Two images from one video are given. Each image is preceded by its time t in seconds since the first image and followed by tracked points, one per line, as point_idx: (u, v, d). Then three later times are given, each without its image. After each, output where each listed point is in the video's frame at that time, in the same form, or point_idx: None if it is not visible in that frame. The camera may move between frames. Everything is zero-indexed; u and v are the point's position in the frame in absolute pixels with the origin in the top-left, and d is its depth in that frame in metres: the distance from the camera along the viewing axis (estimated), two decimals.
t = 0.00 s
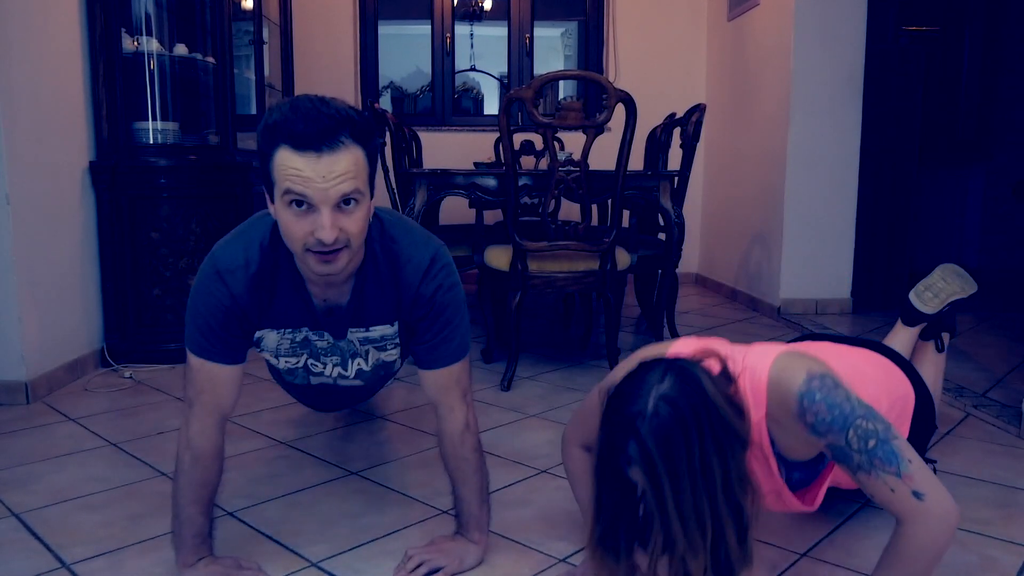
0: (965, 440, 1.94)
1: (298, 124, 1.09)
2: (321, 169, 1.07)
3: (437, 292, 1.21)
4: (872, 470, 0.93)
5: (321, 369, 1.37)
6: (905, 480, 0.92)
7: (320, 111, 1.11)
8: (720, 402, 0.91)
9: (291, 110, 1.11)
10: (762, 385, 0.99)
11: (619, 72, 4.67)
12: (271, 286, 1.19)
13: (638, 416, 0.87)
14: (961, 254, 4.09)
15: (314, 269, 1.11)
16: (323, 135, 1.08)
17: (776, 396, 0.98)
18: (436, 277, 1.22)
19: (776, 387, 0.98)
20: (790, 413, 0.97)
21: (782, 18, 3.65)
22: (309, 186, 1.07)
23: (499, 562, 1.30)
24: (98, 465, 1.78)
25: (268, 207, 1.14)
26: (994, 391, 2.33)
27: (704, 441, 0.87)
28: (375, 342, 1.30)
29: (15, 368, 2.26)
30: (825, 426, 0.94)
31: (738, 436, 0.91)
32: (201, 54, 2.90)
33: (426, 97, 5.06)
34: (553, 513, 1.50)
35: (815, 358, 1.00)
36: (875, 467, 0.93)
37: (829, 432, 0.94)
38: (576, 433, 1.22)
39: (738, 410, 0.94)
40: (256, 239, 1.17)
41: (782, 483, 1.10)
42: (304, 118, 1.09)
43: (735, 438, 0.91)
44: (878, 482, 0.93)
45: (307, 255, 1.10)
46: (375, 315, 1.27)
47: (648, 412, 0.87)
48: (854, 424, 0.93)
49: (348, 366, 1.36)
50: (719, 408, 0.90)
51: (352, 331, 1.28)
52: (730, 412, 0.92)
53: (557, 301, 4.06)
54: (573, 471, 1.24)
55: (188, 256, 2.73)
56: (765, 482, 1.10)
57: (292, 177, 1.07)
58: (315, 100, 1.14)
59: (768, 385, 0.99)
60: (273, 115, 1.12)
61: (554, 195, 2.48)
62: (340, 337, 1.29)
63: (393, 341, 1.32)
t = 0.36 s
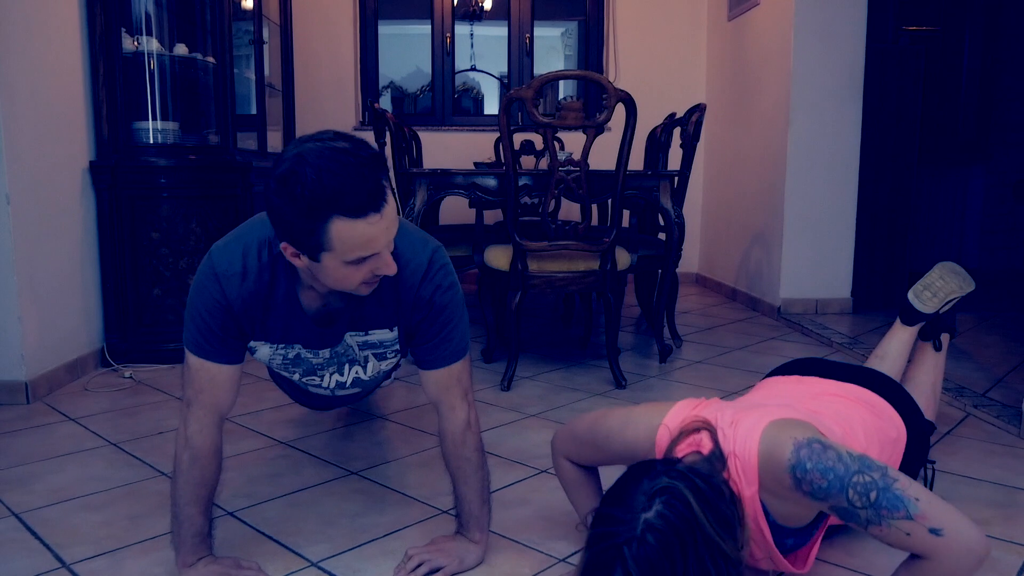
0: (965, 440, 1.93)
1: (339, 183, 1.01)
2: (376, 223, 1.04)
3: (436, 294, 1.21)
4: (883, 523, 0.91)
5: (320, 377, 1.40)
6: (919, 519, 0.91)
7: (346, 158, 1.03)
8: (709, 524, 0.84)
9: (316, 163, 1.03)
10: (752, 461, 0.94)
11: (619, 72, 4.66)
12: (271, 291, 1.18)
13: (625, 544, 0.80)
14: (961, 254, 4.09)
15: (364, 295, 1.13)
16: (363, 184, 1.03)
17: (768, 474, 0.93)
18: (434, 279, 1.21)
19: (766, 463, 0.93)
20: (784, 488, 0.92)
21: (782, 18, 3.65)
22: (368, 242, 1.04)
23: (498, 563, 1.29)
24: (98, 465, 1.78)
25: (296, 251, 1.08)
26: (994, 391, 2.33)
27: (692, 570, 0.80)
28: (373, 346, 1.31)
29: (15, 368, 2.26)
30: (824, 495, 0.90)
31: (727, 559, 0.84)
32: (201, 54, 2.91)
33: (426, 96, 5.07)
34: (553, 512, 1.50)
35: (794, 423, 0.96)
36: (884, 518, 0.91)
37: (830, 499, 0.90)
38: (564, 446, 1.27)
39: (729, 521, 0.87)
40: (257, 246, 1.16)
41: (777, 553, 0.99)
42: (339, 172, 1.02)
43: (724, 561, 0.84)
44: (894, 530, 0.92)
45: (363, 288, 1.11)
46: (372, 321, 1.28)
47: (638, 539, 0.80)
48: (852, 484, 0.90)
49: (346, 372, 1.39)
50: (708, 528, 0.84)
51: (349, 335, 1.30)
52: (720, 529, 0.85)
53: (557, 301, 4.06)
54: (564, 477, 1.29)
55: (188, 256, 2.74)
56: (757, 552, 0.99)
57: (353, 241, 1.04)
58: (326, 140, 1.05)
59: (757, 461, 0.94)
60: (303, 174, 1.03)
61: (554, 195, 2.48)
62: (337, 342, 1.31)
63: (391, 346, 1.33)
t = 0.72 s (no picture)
0: (965, 439, 1.94)
1: (336, 188, 1.01)
2: (372, 231, 1.04)
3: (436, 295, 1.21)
4: (887, 478, 0.91)
5: (321, 377, 1.41)
6: (921, 489, 0.90)
7: (346, 163, 1.04)
8: (735, 440, 0.84)
9: (315, 165, 1.03)
10: (779, 390, 0.96)
11: (619, 72, 4.67)
12: (270, 293, 1.18)
13: (658, 463, 0.81)
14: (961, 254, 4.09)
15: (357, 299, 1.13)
16: (362, 189, 1.03)
17: (791, 403, 0.95)
18: (434, 279, 1.21)
19: (793, 395, 0.95)
20: (803, 417, 0.95)
21: (782, 18, 3.65)
22: (363, 249, 1.04)
23: (498, 562, 1.30)
24: (98, 465, 1.78)
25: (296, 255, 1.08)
26: (994, 390, 2.33)
27: (720, 486, 0.82)
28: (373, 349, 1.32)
29: (15, 368, 2.26)
30: (841, 433, 0.92)
31: (750, 473, 0.86)
32: (201, 54, 2.91)
33: (426, 96, 5.07)
34: (552, 512, 1.50)
35: (832, 365, 0.98)
36: (889, 475, 0.91)
37: (845, 437, 0.92)
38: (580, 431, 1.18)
39: (752, 439, 0.88)
40: (257, 245, 1.16)
41: (784, 489, 1.06)
42: (338, 176, 1.02)
43: (747, 477, 0.85)
44: (894, 490, 0.91)
45: (356, 293, 1.11)
46: (373, 324, 1.29)
47: (668, 452, 0.81)
48: (873, 430, 0.91)
49: (346, 376, 1.41)
50: (735, 445, 0.84)
51: (350, 339, 1.31)
52: (745, 443, 0.86)
53: (557, 300, 4.07)
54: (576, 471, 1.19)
55: (188, 256, 2.74)
56: (766, 487, 1.07)
57: (347, 247, 1.03)
58: (327, 144, 1.06)
59: (786, 391, 0.96)
60: (302, 175, 1.03)
61: (554, 195, 2.48)
62: (336, 347, 1.32)
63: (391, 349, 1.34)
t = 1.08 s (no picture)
0: (965, 439, 1.93)
1: (329, 207, 1.00)
2: (368, 252, 1.02)
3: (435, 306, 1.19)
4: (862, 413, 0.96)
5: (319, 393, 1.40)
6: (881, 437, 0.95)
7: (340, 184, 1.03)
8: (775, 298, 0.91)
9: (308, 187, 1.02)
10: (813, 292, 0.98)
11: (619, 72, 4.67)
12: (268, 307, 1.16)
13: (699, 316, 0.88)
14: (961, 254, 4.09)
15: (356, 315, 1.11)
16: (355, 209, 1.01)
17: (826, 311, 0.97)
18: (432, 290, 1.19)
19: (830, 305, 0.97)
20: (827, 332, 0.97)
21: (782, 19, 3.65)
22: (357, 269, 1.02)
23: (498, 562, 1.30)
24: (98, 465, 1.78)
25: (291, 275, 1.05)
26: (994, 391, 2.33)
27: (761, 335, 0.88)
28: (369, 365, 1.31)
29: (15, 368, 2.26)
30: (854, 356, 0.96)
31: (793, 330, 0.92)
32: (201, 55, 2.91)
33: (426, 97, 5.06)
34: (552, 512, 1.50)
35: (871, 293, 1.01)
36: (865, 412, 0.96)
37: (854, 362, 0.96)
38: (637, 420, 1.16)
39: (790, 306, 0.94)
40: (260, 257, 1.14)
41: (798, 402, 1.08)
42: (332, 199, 1.01)
43: (789, 332, 0.91)
44: (859, 426, 0.96)
45: (355, 312, 1.09)
46: (371, 338, 1.28)
47: (709, 309, 0.88)
48: (879, 367, 0.96)
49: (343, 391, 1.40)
50: (776, 304, 0.90)
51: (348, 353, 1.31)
52: (786, 303, 0.92)
53: (557, 300, 4.07)
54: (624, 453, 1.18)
55: (188, 256, 2.74)
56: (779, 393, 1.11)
57: (344, 268, 1.02)
58: (321, 167, 1.04)
59: (821, 299, 0.98)
60: (295, 196, 1.01)
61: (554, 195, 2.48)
62: (334, 362, 1.32)
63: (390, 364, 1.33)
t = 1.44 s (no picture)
0: (965, 439, 1.93)
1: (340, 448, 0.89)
2: (381, 472, 0.94)
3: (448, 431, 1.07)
4: (860, 412, 0.97)
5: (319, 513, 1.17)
6: (878, 437, 0.96)
7: (345, 412, 0.91)
8: (767, 290, 0.92)
9: (313, 424, 0.89)
10: (811, 291, 0.98)
11: (619, 72, 4.67)
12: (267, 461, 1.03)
13: (692, 308, 0.88)
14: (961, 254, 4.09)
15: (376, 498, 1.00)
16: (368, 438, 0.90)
17: (828, 312, 0.97)
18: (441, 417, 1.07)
19: (832, 304, 0.97)
20: (828, 331, 0.97)
21: (782, 18, 3.65)
22: (370, 490, 0.95)
23: (498, 562, 1.29)
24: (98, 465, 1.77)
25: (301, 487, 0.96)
26: (994, 390, 2.33)
27: (753, 326, 0.89)
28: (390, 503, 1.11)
29: (15, 367, 2.26)
30: (854, 355, 0.96)
31: (784, 323, 0.93)
32: (201, 54, 2.91)
33: (426, 96, 5.07)
34: (553, 512, 1.50)
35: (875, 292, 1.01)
36: (863, 411, 0.97)
37: (853, 362, 0.96)
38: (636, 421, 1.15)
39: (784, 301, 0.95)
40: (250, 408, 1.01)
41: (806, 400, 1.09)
42: (336, 431, 0.89)
43: (781, 326, 0.92)
44: (856, 426, 0.97)
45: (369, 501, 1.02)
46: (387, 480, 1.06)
47: (703, 300, 0.88)
48: (878, 367, 0.96)
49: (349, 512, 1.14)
50: (767, 296, 0.92)
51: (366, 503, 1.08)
52: (777, 298, 0.93)
53: (557, 300, 4.06)
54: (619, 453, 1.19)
55: (187, 255, 2.74)
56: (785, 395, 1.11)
57: (354, 493, 0.94)
58: (321, 396, 0.91)
59: (820, 296, 0.98)
60: (301, 439, 0.89)
61: (554, 195, 2.48)
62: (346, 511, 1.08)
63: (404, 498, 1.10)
